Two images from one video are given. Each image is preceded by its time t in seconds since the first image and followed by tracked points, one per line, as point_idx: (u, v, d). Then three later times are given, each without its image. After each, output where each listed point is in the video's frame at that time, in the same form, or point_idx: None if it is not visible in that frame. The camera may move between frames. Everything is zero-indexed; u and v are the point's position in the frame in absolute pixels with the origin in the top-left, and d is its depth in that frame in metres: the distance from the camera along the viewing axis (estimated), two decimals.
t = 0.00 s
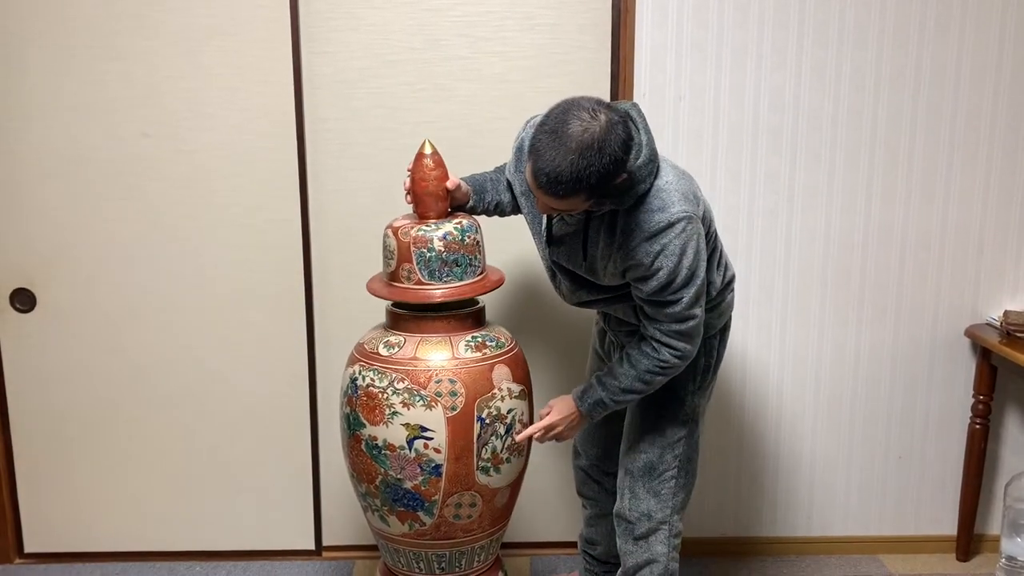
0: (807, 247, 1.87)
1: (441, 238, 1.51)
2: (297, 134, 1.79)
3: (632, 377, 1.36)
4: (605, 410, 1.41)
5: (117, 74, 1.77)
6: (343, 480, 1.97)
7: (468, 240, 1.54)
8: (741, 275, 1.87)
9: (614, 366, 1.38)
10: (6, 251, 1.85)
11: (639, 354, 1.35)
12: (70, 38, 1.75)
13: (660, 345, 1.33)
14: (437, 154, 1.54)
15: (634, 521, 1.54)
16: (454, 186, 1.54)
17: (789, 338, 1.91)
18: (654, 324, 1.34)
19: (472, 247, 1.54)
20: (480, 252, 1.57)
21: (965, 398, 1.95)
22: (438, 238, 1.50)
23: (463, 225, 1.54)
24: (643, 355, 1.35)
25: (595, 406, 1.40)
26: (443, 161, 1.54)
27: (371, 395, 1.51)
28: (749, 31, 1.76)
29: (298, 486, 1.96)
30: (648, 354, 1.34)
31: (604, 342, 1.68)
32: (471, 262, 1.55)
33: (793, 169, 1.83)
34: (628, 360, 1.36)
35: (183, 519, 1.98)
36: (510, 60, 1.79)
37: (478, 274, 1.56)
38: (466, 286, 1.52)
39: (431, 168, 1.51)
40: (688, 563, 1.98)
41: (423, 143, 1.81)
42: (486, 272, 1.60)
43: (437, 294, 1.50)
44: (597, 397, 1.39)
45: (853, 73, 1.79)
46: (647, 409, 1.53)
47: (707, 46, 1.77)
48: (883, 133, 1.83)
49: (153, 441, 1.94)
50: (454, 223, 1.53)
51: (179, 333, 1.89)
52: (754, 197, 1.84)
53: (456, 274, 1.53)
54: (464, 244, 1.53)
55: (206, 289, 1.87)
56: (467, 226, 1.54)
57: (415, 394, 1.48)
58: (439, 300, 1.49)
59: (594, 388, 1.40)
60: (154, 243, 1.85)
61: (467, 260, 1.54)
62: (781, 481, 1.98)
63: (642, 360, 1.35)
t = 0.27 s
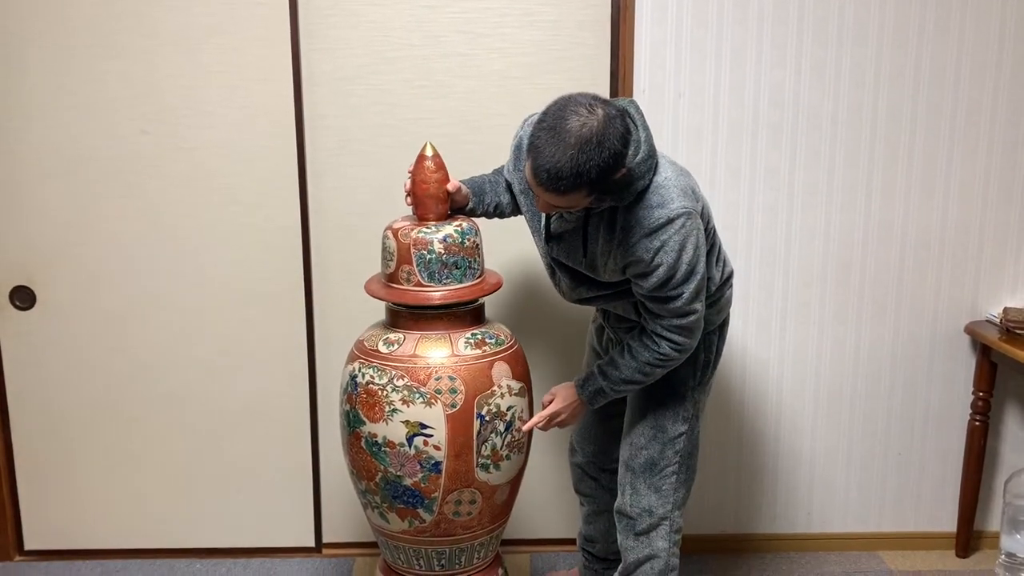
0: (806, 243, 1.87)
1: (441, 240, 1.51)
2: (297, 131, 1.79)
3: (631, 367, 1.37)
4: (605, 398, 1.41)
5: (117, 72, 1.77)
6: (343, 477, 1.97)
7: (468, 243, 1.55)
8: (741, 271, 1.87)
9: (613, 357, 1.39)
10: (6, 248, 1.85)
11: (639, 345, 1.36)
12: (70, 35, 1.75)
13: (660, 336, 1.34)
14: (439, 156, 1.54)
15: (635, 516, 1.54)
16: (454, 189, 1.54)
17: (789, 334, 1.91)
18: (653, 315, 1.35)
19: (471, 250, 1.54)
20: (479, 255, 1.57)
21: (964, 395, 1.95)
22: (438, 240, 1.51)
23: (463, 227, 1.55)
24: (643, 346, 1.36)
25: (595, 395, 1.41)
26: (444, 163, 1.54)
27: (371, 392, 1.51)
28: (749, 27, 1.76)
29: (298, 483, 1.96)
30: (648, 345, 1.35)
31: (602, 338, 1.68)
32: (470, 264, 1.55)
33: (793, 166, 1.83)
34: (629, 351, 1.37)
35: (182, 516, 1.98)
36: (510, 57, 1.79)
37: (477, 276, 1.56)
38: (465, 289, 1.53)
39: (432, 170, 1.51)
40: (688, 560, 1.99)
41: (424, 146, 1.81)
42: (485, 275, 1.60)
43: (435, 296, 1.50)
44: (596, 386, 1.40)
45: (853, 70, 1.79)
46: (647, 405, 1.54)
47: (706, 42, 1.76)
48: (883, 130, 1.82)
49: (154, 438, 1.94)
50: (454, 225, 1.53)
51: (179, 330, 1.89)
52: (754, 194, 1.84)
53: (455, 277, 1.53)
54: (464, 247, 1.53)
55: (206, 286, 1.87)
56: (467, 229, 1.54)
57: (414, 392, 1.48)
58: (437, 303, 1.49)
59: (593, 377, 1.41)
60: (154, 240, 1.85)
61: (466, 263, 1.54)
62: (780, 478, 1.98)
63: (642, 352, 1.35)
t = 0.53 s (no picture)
0: (806, 242, 1.87)
1: (439, 244, 1.51)
2: (296, 130, 1.79)
3: (631, 366, 1.37)
4: (605, 397, 1.42)
5: (116, 70, 1.77)
6: (342, 476, 1.97)
7: (467, 247, 1.55)
8: (740, 270, 1.87)
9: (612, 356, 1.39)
10: (5, 247, 1.85)
11: (638, 344, 1.36)
12: (69, 33, 1.75)
13: (659, 334, 1.34)
14: (438, 160, 1.54)
15: (634, 515, 1.54)
16: (453, 194, 1.54)
17: (788, 333, 1.91)
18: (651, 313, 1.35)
19: (470, 254, 1.54)
20: (478, 260, 1.57)
21: (963, 393, 1.95)
22: (437, 244, 1.51)
23: (462, 232, 1.55)
24: (642, 344, 1.36)
25: (595, 394, 1.41)
26: (444, 167, 1.54)
27: (369, 391, 1.51)
28: (748, 26, 1.76)
29: (297, 482, 1.96)
30: (646, 343, 1.35)
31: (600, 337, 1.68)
32: (469, 269, 1.55)
33: (792, 165, 1.83)
34: (627, 350, 1.37)
35: (181, 515, 1.98)
36: (509, 56, 1.78)
37: (475, 280, 1.56)
38: (462, 294, 1.53)
39: (431, 174, 1.51)
40: (687, 559, 1.99)
41: (424, 148, 1.82)
42: (483, 280, 1.60)
43: (433, 300, 1.51)
44: (596, 385, 1.40)
45: (852, 68, 1.79)
46: (646, 403, 1.54)
47: (706, 41, 1.76)
48: (882, 129, 1.82)
49: (153, 437, 1.94)
50: (453, 230, 1.53)
51: (178, 329, 1.89)
52: (753, 193, 1.84)
53: (454, 281, 1.53)
54: (463, 251, 1.53)
55: (205, 285, 1.87)
56: (466, 233, 1.54)
57: (413, 391, 1.48)
58: (434, 307, 1.49)
59: (592, 375, 1.41)
60: (153, 239, 1.85)
61: (465, 267, 1.54)
62: (779, 477, 1.98)
63: (641, 350, 1.35)
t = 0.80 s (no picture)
0: (805, 242, 1.87)
1: (439, 249, 1.51)
2: (296, 130, 1.79)
3: (630, 366, 1.37)
4: (604, 397, 1.42)
5: (114, 70, 1.77)
6: (341, 476, 1.97)
7: (467, 252, 1.55)
8: (739, 270, 1.87)
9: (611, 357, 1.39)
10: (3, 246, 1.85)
11: (636, 345, 1.36)
12: (68, 33, 1.75)
13: (658, 335, 1.34)
14: (438, 165, 1.54)
15: (634, 515, 1.54)
16: (453, 199, 1.53)
17: (787, 333, 1.91)
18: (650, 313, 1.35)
19: (470, 259, 1.54)
20: (478, 264, 1.57)
21: (962, 393, 1.95)
22: (437, 249, 1.50)
23: (462, 236, 1.55)
24: (640, 345, 1.36)
25: (594, 394, 1.42)
26: (443, 172, 1.54)
27: (368, 391, 1.51)
28: (747, 26, 1.76)
29: (296, 482, 1.96)
30: (645, 344, 1.35)
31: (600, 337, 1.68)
32: (468, 273, 1.55)
33: (791, 165, 1.83)
34: (626, 350, 1.37)
35: (180, 515, 1.98)
36: (508, 55, 1.78)
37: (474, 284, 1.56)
38: (462, 298, 1.53)
39: (431, 179, 1.52)
40: (686, 559, 1.99)
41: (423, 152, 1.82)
42: (483, 284, 1.60)
43: (433, 305, 1.50)
44: (596, 386, 1.41)
45: (852, 68, 1.79)
46: (646, 403, 1.53)
47: (705, 40, 1.76)
48: (882, 129, 1.82)
49: (152, 437, 1.94)
50: (453, 234, 1.53)
51: (177, 329, 1.88)
52: (752, 192, 1.83)
53: (454, 286, 1.53)
54: (463, 256, 1.53)
55: (204, 285, 1.86)
56: (466, 238, 1.54)
57: (412, 391, 1.48)
58: (435, 311, 1.49)
59: (591, 376, 1.42)
60: (152, 238, 1.84)
61: (465, 272, 1.54)
62: (778, 476, 1.99)
63: (640, 351, 1.35)
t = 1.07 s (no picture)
0: (804, 241, 1.86)
1: (438, 247, 1.50)
2: (294, 128, 1.79)
3: (630, 368, 1.37)
4: (604, 399, 1.43)
5: (113, 67, 1.77)
6: (340, 474, 1.97)
7: (465, 250, 1.54)
8: (739, 269, 1.87)
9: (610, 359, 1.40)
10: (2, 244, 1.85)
11: (635, 346, 1.36)
12: (66, 30, 1.74)
13: (657, 336, 1.34)
14: (435, 164, 1.54)
15: (634, 513, 1.54)
16: (452, 198, 1.53)
17: (787, 331, 1.91)
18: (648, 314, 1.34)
19: (468, 257, 1.54)
20: (476, 263, 1.57)
21: (962, 392, 1.95)
22: (436, 247, 1.50)
23: (460, 235, 1.54)
24: (639, 347, 1.36)
25: (594, 396, 1.42)
26: (441, 171, 1.54)
27: (367, 389, 1.51)
28: (747, 24, 1.75)
29: (295, 480, 1.96)
30: (644, 346, 1.35)
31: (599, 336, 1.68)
32: (467, 271, 1.55)
33: (790, 164, 1.83)
34: (625, 351, 1.37)
35: (179, 513, 1.98)
36: (508, 53, 1.78)
37: (473, 282, 1.56)
38: (461, 296, 1.53)
39: (428, 178, 1.51)
40: (685, 557, 1.99)
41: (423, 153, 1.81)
42: (482, 282, 1.60)
43: (432, 304, 1.50)
44: (595, 388, 1.41)
45: (852, 66, 1.79)
46: (646, 402, 1.53)
47: (705, 39, 1.76)
48: (881, 128, 1.82)
49: (151, 435, 1.94)
50: (451, 233, 1.53)
51: (176, 327, 1.88)
52: (751, 191, 1.83)
53: (452, 284, 1.53)
54: (461, 254, 1.53)
55: (203, 283, 1.86)
56: (464, 236, 1.54)
57: (410, 389, 1.48)
58: (433, 309, 1.49)
59: (591, 377, 1.42)
60: (150, 236, 1.84)
61: (463, 270, 1.54)
62: (777, 475, 1.98)
63: (639, 352, 1.35)
